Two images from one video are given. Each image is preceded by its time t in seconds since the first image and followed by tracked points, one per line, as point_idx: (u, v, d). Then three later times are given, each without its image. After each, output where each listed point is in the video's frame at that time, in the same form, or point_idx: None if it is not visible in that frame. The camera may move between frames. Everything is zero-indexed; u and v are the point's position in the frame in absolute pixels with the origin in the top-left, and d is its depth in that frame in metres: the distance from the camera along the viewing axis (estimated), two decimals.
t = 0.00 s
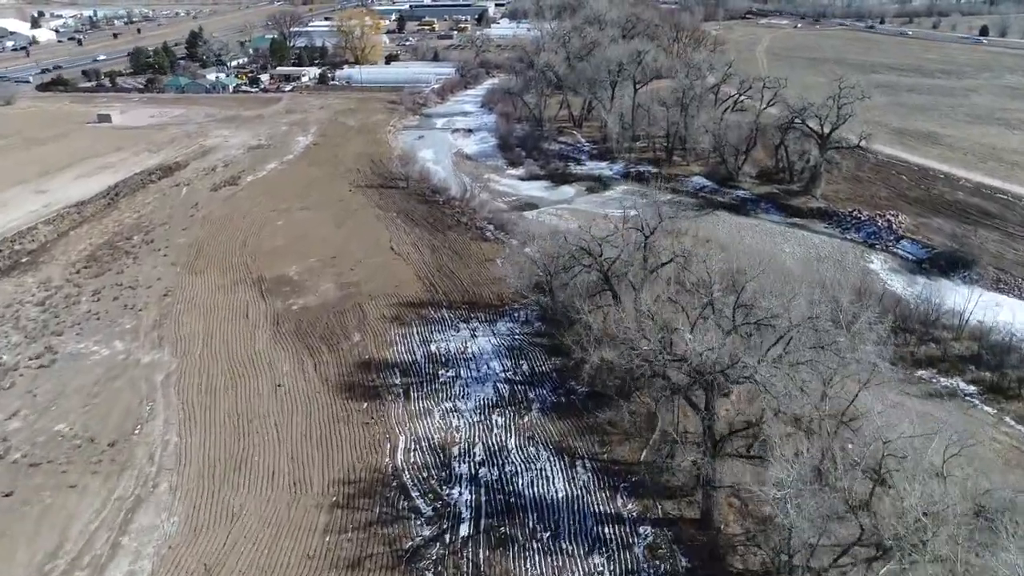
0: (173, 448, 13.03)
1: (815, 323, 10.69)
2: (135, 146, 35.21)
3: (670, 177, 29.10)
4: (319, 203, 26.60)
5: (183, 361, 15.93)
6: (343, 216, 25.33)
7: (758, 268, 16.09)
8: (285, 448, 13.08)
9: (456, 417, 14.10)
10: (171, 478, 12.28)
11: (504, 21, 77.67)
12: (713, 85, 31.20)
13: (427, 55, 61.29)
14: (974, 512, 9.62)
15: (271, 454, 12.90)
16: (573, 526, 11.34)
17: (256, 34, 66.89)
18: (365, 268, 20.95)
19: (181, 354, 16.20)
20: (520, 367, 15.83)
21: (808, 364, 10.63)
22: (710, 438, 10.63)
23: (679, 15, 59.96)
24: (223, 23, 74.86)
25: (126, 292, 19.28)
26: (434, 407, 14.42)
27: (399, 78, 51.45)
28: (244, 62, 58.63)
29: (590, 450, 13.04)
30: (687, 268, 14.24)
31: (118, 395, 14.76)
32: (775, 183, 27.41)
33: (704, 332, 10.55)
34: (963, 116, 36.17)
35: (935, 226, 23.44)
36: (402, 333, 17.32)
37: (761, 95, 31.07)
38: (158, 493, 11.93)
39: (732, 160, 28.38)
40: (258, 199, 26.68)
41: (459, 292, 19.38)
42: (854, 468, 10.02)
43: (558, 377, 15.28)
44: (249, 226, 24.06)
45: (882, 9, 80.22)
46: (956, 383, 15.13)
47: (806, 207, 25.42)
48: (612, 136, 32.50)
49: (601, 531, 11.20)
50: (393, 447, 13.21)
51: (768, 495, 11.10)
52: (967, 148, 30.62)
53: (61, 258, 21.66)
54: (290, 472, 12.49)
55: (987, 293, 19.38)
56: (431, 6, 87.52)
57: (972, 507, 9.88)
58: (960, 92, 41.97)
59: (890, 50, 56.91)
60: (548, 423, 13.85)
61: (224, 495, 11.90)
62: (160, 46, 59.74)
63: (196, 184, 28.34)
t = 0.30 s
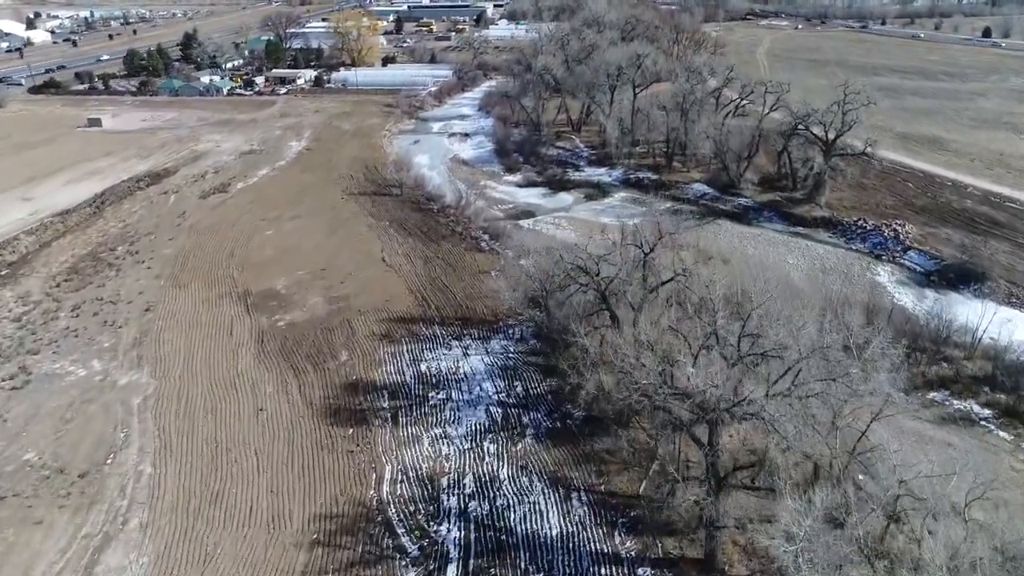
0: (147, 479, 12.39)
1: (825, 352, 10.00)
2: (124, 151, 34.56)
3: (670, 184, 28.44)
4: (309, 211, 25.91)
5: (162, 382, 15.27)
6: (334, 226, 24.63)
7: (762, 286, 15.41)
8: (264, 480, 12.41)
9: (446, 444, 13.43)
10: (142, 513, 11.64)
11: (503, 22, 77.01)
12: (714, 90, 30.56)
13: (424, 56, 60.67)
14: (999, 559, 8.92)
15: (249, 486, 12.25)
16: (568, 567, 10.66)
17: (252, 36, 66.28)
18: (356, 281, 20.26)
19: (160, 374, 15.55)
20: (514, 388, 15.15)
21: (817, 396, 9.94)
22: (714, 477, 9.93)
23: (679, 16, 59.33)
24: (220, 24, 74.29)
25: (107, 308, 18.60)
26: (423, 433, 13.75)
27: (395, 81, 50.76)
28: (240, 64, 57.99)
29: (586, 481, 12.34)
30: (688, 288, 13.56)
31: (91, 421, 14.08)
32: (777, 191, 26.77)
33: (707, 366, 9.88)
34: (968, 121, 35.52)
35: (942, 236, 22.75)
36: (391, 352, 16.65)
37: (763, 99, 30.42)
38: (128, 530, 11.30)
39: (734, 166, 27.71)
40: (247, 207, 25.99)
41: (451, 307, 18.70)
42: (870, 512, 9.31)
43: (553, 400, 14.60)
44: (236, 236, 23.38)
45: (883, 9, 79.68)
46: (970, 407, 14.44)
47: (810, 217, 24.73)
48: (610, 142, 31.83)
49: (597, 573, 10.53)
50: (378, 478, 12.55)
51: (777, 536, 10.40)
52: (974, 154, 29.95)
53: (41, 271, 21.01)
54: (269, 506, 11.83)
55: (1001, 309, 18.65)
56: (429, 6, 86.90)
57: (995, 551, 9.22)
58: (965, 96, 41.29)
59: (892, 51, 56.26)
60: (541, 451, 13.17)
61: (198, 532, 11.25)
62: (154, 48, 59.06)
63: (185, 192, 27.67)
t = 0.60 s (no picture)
0: (117, 515, 11.76)
1: (837, 387, 9.31)
2: (113, 156, 33.85)
3: (671, 191, 27.77)
4: (300, 219, 25.20)
5: (140, 405, 14.60)
6: (325, 235, 23.90)
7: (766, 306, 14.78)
8: (242, 515, 11.76)
9: (435, 475, 12.76)
10: (111, 553, 11.03)
11: (501, 22, 76.28)
12: (715, 94, 29.88)
13: (421, 58, 59.98)
14: None
15: (225, 521, 11.61)
16: None
17: (247, 37, 65.57)
18: (345, 294, 19.57)
19: (138, 397, 14.87)
20: (507, 412, 14.46)
21: (829, 432, 9.25)
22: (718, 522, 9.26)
23: (678, 17, 58.64)
24: (216, 25, 73.60)
25: (85, 324, 17.91)
26: (411, 462, 13.08)
27: (391, 83, 50.04)
28: (234, 65, 57.28)
29: (582, 516, 11.65)
30: (690, 309, 12.88)
31: (62, 449, 13.38)
32: (780, 199, 26.09)
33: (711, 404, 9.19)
34: (973, 125, 34.85)
35: (951, 247, 22.07)
36: (380, 373, 15.95)
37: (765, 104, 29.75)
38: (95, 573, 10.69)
39: (735, 173, 27.02)
40: (236, 215, 25.30)
41: (444, 323, 18.01)
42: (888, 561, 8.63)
43: (549, 425, 13.91)
44: (224, 247, 22.69)
45: (884, 10, 79.09)
46: (985, 432, 13.76)
47: (814, 225, 24.04)
48: (609, 147, 31.12)
49: None
50: (362, 512, 11.90)
51: None
52: (981, 160, 29.27)
53: (20, 284, 20.31)
54: (246, 544, 11.19)
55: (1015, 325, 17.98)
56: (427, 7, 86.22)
57: None
58: (970, 99, 40.63)
59: (894, 53, 55.58)
60: (535, 482, 12.50)
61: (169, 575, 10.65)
62: (148, 49, 58.34)
63: (173, 199, 26.97)
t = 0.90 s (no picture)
0: (85, 554, 11.15)
1: (850, 428, 8.64)
2: (101, 162, 33.16)
3: (670, 199, 27.11)
4: (289, 229, 24.51)
5: (114, 432, 13.92)
6: (314, 246, 23.21)
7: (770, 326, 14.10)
8: (216, 553, 11.12)
9: (422, 509, 12.11)
10: None
11: (500, 23, 75.60)
12: (716, 99, 29.23)
13: (418, 60, 59.29)
14: None
15: (198, 561, 10.97)
16: None
17: (243, 39, 64.88)
18: (333, 309, 18.87)
19: (112, 422, 14.20)
20: (499, 438, 13.77)
21: (841, 477, 8.56)
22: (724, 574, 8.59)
23: (678, 18, 57.93)
24: (212, 27, 72.95)
25: (63, 342, 17.24)
26: (397, 494, 12.42)
27: (387, 86, 49.33)
28: (229, 68, 56.59)
29: (578, 555, 10.97)
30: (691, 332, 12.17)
31: (30, 480, 12.73)
32: (783, 208, 25.40)
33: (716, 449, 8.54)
34: (979, 130, 34.17)
35: (959, 259, 21.40)
36: (367, 395, 15.25)
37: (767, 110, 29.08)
38: None
39: (737, 182, 26.36)
40: (225, 225, 24.62)
41: (435, 340, 17.31)
42: None
43: (543, 452, 13.21)
44: (210, 259, 22.01)
45: (885, 11, 78.41)
46: (1002, 461, 13.06)
47: (819, 236, 23.35)
48: (608, 153, 30.42)
49: None
50: (344, 550, 11.25)
51: None
52: (989, 167, 28.59)
53: None
54: None
55: None
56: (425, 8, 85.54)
57: None
58: (975, 102, 39.96)
59: (897, 55, 54.90)
60: (528, 517, 11.81)
61: None
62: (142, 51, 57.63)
63: (160, 208, 26.29)
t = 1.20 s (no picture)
0: None
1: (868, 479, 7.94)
2: (89, 168, 32.47)
3: (671, 207, 26.40)
4: (279, 240, 23.85)
5: (85, 461, 13.25)
6: (304, 257, 22.53)
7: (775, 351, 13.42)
8: None
9: (408, 547, 11.42)
10: None
11: (498, 24, 74.85)
12: (717, 105, 28.56)
13: (415, 62, 58.59)
14: None
15: None
16: None
17: (238, 41, 64.20)
18: (320, 326, 18.17)
19: (84, 450, 13.53)
20: (491, 467, 13.07)
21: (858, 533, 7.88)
22: None
23: (679, 19, 57.22)
24: (207, 28, 72.22)
25: (37, 361, 16.56)
26: (382, 531, 11.72)
27: (383, 89, 48.61)
28: (224, 70, 55.90)
29: None
30: (693, 361, 11.52)
31: None
32: (787, 216, 24.72)
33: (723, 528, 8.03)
34: (985, 135, 33.50)
35: (969, 271, 20.72)
36: (353, 419, 14.53)
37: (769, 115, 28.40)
38: None
39: (739, 190, 25.69)
40: (212, 235, 23.95)
41: (426, 359, 16.61)
42: None
43: (537, 484, 12.52)
44: (195, 271, 21.35)
45: (887, 11, 77.75)
46: (1021, 492, 12.35)
47: (824, 246, 22.67)
48: (607, 160, 29.74)
49: None
50: None
51: None
52: (997, 174, 27.91)
53: None
54: None
55: None
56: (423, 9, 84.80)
57: None
58: (980, 106, 39.27)
59: (900, 57, 54.22)
60: (519, 556, 11.12)
61: None
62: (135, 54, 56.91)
63: (146, 217, 25.61)
